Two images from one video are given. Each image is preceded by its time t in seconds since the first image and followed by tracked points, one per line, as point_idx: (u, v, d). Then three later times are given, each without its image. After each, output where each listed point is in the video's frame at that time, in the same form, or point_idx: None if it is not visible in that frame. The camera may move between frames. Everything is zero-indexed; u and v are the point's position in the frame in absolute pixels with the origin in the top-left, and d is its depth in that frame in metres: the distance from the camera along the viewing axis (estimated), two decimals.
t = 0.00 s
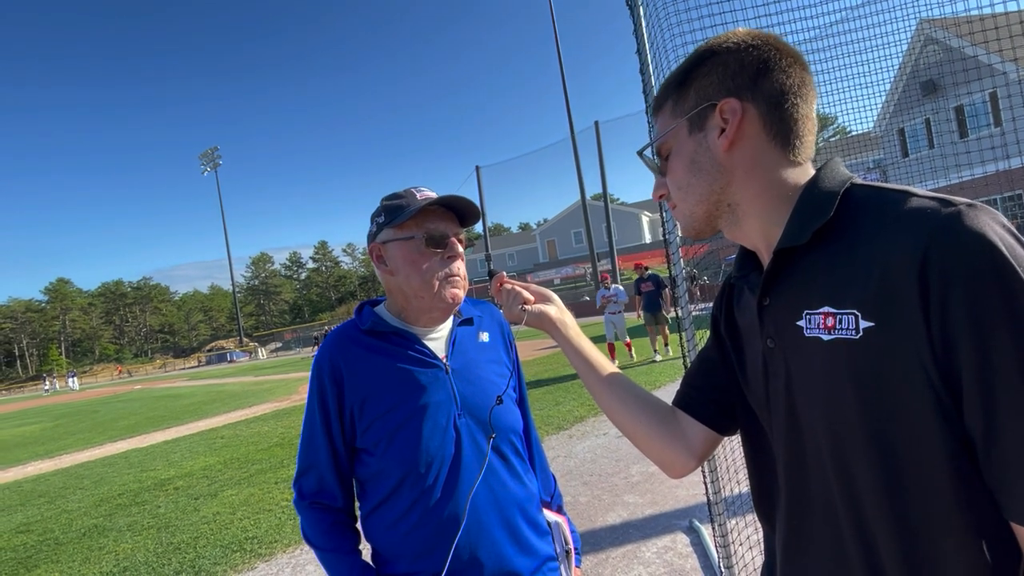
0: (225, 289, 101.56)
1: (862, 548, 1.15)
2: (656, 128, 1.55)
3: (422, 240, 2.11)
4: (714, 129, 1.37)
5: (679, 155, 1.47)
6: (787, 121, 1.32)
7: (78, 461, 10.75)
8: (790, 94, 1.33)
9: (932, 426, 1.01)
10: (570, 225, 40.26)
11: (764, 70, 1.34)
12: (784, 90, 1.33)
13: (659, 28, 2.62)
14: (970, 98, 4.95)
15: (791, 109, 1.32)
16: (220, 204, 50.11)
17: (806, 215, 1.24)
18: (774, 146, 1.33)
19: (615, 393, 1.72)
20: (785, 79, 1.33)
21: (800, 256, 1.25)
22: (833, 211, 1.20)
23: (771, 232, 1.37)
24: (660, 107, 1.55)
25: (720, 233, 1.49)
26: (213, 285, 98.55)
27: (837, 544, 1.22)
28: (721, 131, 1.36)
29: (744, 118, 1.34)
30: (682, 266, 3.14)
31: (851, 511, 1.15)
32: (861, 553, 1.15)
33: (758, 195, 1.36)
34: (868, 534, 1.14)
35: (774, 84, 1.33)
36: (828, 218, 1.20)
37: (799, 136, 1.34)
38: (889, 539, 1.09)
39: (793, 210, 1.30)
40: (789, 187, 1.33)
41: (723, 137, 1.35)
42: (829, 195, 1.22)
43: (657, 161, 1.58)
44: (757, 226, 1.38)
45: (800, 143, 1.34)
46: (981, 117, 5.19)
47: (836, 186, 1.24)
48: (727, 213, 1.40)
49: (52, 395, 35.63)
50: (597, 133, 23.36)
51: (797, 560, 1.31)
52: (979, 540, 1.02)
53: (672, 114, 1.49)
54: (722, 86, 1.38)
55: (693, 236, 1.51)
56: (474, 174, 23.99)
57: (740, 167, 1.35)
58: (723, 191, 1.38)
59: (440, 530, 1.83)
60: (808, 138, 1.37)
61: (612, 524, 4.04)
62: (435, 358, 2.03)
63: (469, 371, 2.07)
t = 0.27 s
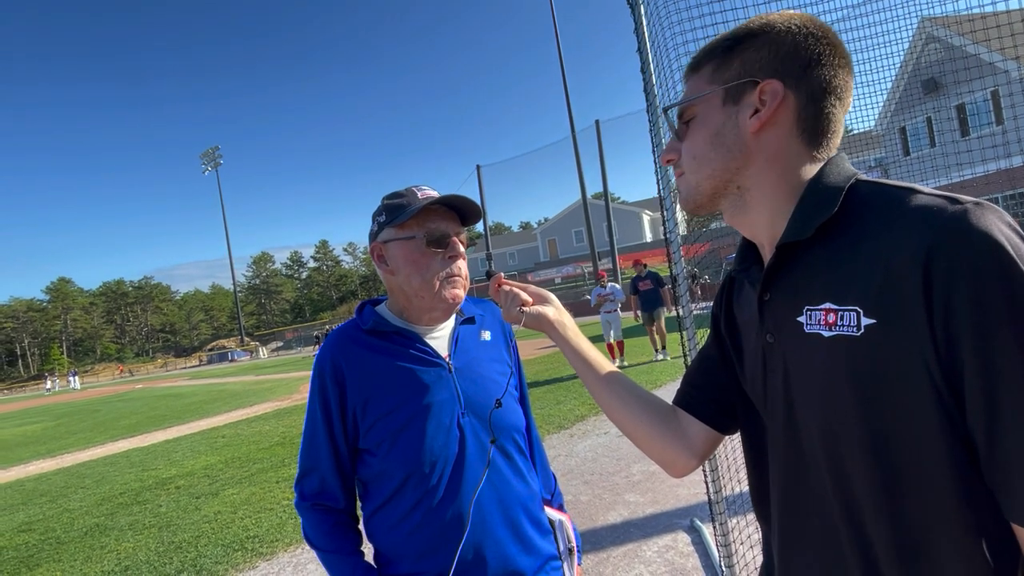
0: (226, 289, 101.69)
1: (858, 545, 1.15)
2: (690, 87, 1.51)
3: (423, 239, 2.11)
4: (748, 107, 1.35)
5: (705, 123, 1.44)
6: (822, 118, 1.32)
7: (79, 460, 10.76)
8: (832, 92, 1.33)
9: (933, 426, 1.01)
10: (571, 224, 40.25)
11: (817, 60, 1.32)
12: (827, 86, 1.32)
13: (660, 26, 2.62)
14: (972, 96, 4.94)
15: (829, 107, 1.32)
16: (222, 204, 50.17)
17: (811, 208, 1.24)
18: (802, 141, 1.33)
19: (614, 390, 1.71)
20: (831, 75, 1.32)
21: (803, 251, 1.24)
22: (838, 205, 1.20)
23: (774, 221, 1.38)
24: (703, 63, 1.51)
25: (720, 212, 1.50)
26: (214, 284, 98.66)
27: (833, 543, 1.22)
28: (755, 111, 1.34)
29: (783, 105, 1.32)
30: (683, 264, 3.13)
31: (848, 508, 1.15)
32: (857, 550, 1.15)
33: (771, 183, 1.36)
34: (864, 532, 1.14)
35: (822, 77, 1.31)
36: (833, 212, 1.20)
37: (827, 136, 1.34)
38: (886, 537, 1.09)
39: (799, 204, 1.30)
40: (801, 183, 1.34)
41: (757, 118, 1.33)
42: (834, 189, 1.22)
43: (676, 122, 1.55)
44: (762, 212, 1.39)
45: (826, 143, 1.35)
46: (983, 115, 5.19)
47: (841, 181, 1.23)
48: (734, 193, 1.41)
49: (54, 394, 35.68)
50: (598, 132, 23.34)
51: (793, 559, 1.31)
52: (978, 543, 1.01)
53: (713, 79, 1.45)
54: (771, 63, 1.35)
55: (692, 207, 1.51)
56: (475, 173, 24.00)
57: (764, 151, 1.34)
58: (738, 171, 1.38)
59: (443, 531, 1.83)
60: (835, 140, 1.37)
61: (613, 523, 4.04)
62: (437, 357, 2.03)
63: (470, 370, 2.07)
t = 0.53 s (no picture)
0: (227, 288, 101.82)
1: (865, 543, 1.15)
2: (679, 100, 1.52)
3: (424, 237, 2.10)
4: (742, 107, 1.35)
5: (700, 131, 1.44)
6: (815, 110, 1.32)
7: (81, 459, 10.78)
8: (820, 82, 1.33)
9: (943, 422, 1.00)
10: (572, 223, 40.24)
11: (800, 54, 1.33)
12: (814, 77, 1.32)
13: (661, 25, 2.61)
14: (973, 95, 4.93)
15: (820, 97, 1.32)
16: (223, 203, 50.25)
17: (820, 204, 1.23)
18: (799, 134, 1.32)
19: (621, 388, 1.72)
20: (817, 67, 1.33)
21: (811, 247, 1.24)
22: (847, 200, 1.19)
23: (782, 220, 1.37)
24: (687, 74, 1.53)
25: (728, 217, 1.49)
26: (215, 283, 98.79)
27: (840, 541, 1.21)
28: (749, 111, 1.34)
29: (775, 101, 1.32)
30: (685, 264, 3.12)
31: (855, 505, 1.15)
32: (864, 548, 1.15)
33: (776, 181, 1.35)
34: (871, 529, 1.14)
35: (808, 70, 1.32)
36: (842, 207, 1.19)
37: (822, 127, 1.34)
38: (893, 534, 1.09)
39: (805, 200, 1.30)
40: (805, 178, 1.33)
41: (752, 117, 1.33)
42: (843, 184, 1.21)
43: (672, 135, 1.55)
44: (771, 212, 1.38)
45: (822, 134, 1.34)
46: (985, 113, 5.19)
47: (849, 176, 1.23)
48: (741, 196, 1.39)
49: (55, 394, 35.75)
50: (598, 130, 23.33)
51: (799, 557, 1.31)
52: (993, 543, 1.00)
53: (700, 88, 1.46)
54: (756, 64, 1.36)
55: (702, 216, 1.50)
56: (476, 172, 24.02)
57: (763, 150, 1.34)
58: (742, 172, 1.37)
59: (445, 531, 1.83)
60: (830, 131, 1.37)
61: (614, 522, 4.03)
62: (439, 357, 2.03)
63: (473, 369, 2.06)
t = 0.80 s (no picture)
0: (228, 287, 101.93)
1: (867, 534, 1.15)
2: (674, 103, 1.52)
3: (423, 237, 2.10)
4: (736, 106, 1.35)
5: (695, 131, 1.44)
6: (809, 105, 1.31)
7: (82, 458, 10.80)
8: (812, 78, 1.33)
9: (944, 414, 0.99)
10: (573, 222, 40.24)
11: (791, 51, 1.33)
12: (806, 74, 1.32)
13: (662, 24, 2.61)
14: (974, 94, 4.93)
15: (813, 93, 1.32)
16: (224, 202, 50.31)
17: (817, 199, 1.23)
18: (793, 130, 1.32)
19: (620, 385, 1.72)
20: (809, 63, 1.33)
21: (809, 241, 1.23)
22: (843, 194, 1.19)
23: (781, 216, 1.36)
24: (681, 76, 1.52)
25: (727, 216, 1.49)
26: (216, 282, 98.88)
27: (844, 533, 1.21)
28: (744, 109, 1.34)
29: (769, 98, 1.32)
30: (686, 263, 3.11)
31: (857, 497, 1.15)
32: (865, 539, 1.15)
33: (773, 177, 1.34)
34: (873, 521, 1.14)
35: (800, 66, 1.32)
36: (838, 201, 1.19)
37: (817, 122, 1.34)
38: (894, 526, 1.09)
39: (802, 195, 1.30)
40: (802, 174, 1.33)
41: (746, 115, 1.33)
42: (839, 179, 1.21)
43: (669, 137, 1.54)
44: (769, 209, 1.37)
45: (817, 129, 1.34)
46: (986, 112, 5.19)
47: (845, 171, 1.22)
48: (739, 194, 1.39)
49: (57, 393, 35.79)
50: (599, 129, 23.33)
51: (802, 551, 1.30)
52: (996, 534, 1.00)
53: (693, 89, 1.46)
54: (748, 63, 1.36)
55: (702, 216, 1.50)
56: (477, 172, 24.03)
57: (759, 148, 1.34)
58: (739, 170, 1.37)
59: (445, 531, 1.83)
60: (824, 126, 1.36)
61: (615, 521, 4.04)
62: (440, 357, 2.02)
63: (474, 369, 2.06)
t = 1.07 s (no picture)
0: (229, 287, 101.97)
1: (866, 527, 1.14)
2: (672, 97, 1.52)
3: (423, 238, 2.10)
4: (732, 98, 1.35)
5: (693, 125, 1.44)
6: (804, 96, 1.30)
7: (84, 458, 10.80)
8: (808, 69, 1.32)
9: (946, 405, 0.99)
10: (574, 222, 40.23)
11: (785, 43, 1.32)
12: (802, 65, 1.31)
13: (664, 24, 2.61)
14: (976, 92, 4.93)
15: (808, 83, 1.31)
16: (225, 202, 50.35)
17: (813, 185, 1.23)
18: (789, 120, 1.31)
19: (622, 378, 1.72)
20: (803, 54, 1.32)
21: (806, 225, 1.23)
22: (840, 178, 1.19)
23: (779, 205, 1.35)
24: (679, 74, 1.52)
25: (727, 206, 1.48)
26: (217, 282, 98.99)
27: (842, 526, 1.20)
28: (739, 101, 1.34)
29: (764, 90, 1.32)
30: (687, 261, 3.11)
31: (855, 488, 1.15)
32: (863, 532, 1.15)
33: (770, 168, 1.34)
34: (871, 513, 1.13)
35: (794, 58, 1.31)
36: (835, 185, 1.19)
37: (813, 113, 1.33)
38: (893, 518, 1.08)
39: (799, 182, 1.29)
40: (799, 162, 1.32)
41: (742, 106, 1.33)
42: (835, 165, 1.21)
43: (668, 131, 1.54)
44: (767, 200, 1.37)
45: (813, 119, 1.33)
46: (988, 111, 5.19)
47: (842, 158, 1.22)
48: (737, 183, 1.38)
49: (58, 392, 35.84)
50: (600, 129, 23.33)
51: (800, 544, 1.30)
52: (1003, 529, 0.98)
53: (691, 82, 1.46)
54: (743, 56, 1.36)
55: (702, 206, 1.49)
56: (478, 171, 24.02)
57: (756, 137, 1.33)
58: (736, 161, 1.36)
59: (447, 529, 1.83)
60: (821, 116, 1.35)
61: (616, 521, 4.04)
62: (443, 356, 2.03)
63: (476, 367, 2.06)
